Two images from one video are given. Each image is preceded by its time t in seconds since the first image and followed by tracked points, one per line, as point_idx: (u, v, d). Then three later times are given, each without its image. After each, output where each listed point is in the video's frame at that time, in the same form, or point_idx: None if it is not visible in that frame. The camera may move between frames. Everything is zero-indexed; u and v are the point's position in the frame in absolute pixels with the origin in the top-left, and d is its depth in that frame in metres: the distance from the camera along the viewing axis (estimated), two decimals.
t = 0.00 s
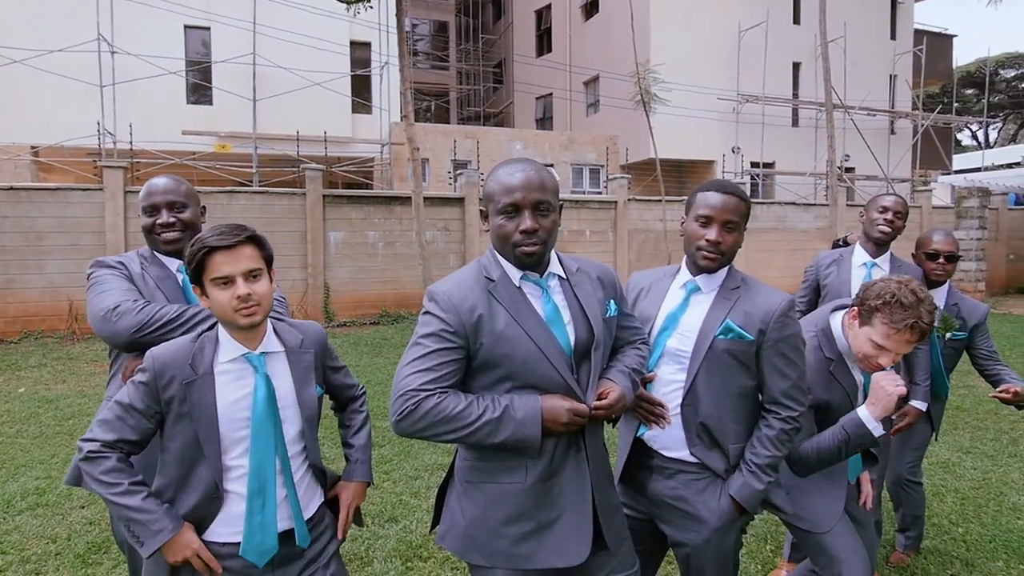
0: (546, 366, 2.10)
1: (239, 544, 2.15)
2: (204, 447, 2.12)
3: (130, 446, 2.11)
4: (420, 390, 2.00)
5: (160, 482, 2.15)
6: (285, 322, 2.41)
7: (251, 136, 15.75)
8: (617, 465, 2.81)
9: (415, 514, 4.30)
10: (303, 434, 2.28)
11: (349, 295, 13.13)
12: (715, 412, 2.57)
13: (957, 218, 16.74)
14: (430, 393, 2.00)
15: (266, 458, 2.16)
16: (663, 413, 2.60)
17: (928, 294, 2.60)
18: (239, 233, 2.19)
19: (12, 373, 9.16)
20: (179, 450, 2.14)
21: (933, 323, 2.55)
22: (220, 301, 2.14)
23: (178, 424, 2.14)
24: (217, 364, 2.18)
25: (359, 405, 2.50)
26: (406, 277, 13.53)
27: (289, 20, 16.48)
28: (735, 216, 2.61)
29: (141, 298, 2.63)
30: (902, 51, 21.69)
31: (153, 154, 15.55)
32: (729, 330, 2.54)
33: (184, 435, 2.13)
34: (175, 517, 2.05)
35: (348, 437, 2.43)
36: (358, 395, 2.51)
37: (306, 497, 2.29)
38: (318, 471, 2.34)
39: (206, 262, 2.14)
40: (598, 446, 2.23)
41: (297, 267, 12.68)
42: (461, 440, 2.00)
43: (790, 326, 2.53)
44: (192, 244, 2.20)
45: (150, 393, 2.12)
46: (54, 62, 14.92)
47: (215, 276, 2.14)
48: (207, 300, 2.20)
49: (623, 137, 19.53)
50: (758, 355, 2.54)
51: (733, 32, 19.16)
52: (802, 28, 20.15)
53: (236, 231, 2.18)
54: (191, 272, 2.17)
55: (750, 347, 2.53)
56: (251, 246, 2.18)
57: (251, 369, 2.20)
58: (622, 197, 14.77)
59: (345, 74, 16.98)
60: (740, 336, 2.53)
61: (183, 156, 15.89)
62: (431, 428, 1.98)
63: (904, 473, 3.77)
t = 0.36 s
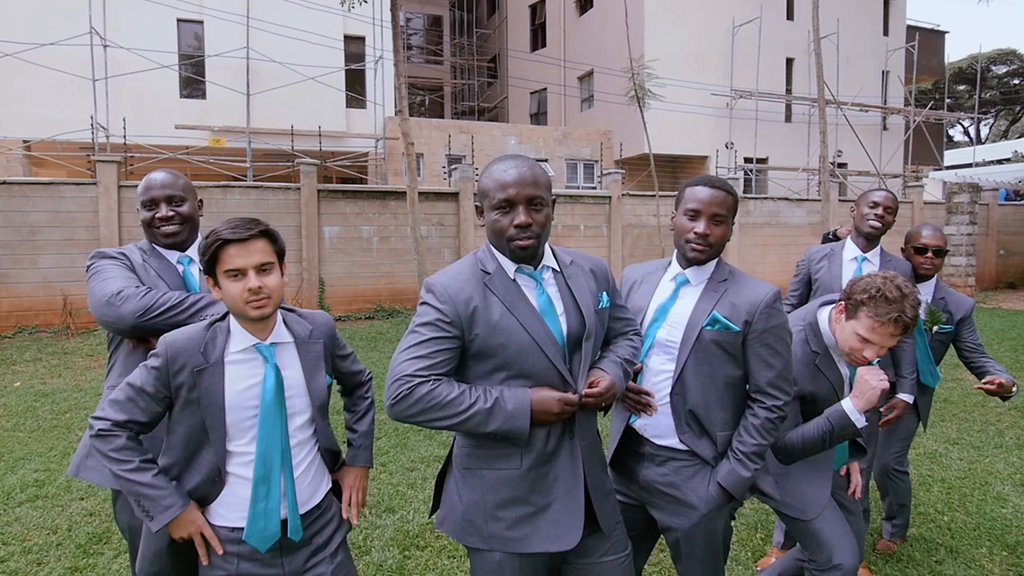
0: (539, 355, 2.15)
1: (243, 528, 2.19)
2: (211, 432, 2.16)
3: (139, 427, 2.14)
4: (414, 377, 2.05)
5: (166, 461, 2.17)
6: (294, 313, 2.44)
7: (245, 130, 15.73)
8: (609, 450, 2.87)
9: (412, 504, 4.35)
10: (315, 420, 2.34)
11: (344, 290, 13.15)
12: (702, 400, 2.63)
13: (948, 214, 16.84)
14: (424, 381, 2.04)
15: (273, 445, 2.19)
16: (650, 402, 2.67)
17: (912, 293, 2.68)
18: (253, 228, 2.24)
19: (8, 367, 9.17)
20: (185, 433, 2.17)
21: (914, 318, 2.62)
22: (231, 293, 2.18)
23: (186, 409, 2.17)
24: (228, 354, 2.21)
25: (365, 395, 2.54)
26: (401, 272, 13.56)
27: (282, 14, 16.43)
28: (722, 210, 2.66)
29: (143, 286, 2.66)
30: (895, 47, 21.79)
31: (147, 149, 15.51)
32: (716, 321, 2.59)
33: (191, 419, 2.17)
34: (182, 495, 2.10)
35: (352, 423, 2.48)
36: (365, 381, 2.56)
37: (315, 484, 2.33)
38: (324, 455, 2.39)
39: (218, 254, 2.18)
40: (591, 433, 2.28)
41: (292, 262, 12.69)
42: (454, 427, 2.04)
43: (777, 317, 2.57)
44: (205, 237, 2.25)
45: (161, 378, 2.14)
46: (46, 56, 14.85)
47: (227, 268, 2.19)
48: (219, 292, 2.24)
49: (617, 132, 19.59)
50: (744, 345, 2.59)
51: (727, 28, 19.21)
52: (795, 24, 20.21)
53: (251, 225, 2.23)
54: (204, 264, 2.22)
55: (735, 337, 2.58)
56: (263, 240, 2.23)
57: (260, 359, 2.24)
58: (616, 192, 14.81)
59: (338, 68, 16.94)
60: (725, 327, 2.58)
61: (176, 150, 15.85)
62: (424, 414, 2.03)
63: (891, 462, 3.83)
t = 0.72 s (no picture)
0: (536, 347, 2.20)
1: (258, 512, 2.22)
2: (226, 417, 2.21)
3: (159, 409, 2.19)
4: (416, 368, 2.09)
5: (183, 441, 2.23)
6: (310, 304, 2.48)
7: (241, 125, 15.72)
8: (605, 438, 2.93)
9: (411, 495, 4.40)
10: (328, 409, 2.38)
11: (341, 285, 13.17)
12: (695, 390, 2.69)
13: (941, 210, 16.94)
14: (426, 371, 2.09)
15: (288, 432, 2.24)
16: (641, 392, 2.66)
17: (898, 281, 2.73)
18: (274, 222, 2.28)
19: (6, 362, 9.18)
20: (201, 418, 2.22)
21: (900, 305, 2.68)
22: (249, 284, 2.22)
23: (202, 395, 2.22)
24: (245, 343, 2.26)
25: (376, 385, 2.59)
26: (397, 267, 13.60)
27: (278, 9, 16.40)
28: (713, 204, 2.71)
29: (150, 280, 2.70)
30: (890, 42, 21.87)
31: (143, 144, 15.48)
32: (706, 313, 2.64)
33: (206, 404, 2.22)
34: (200, 472, 2.16)
35: (361, 412, 2.52)
36: (377, 372, 2.60)
37: (327, 472, 2.37)
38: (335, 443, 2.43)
39: (238, 246, 2.23)
40: (587, 422, 2.33)
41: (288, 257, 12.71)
42: (454, 417, 2.08)
43: (766, 309, 2.61)
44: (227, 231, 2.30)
45: (181, 363, 2.19)
46: (41, 50, 14.80)
47: (247, 260, 2.23)
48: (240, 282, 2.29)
49: (613, 128, 19.66)
50: (734, 335, 2.64)
51: (723, 24, 19.25)
52: (790, 20, 20.26)
53: (272, 219, 2.27)
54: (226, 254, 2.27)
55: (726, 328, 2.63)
56: (283, 234, 2.27)
57: (275, 349, 2.28)
58: (612, 187, 14.86)
59: (334, 63, 16.94)
60: (716, 318, 2.63)
61: (172, 145, 15.83)
62: (424, 405, 2.07)
63: (881, 453, 3.89)
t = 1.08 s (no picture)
0: (534, 338, 2.25)
1: (278, 496, 2.27)
2: (245, 404, 2.27)
3: (184, 395, 2.26)
4: (422, 359, 2.14)
5: (206, 427, 2.29)
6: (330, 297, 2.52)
7: (236, 120, 15.70)
8: (602, 430, 2.97)
9: (410, 487, 4.45)
10: (344, 400, 2.41)
11: (338, 280, 13.19)
12: (688, 379, 2.74)
13: (935, 205, 17.00)
14: (431, 363, 2.13)
15: (306, 420, 2.28)
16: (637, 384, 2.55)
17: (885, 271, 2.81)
18: (300, 216, 2.32)
19: (3, 357, 9.19)
20: (222, 404, 2.28)
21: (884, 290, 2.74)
22: (272, 274, 2.27)
23: (225, 382, 2.28)
24: (266, 333, 2.30)
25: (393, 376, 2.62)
26: (394, 262, 13.61)
27: (272, 4, 16.38)
28: (705, 198, 2.75)
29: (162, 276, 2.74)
30: (884, 38, 21.93)
31: (138, 139, 15.46)
32: (699, 305, 2.70)
33: (228, 390, 2.28)
34: (221, 458, 2.23)
35: (376, 406, 2.54)
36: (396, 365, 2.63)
37: (342, 461, 2.40)
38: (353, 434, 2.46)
39: (264, 236, 2.27)
40: (584, 411, 2.38)
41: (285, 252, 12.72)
42: (459, 409, 2.12)
43: (756, 300, 2.66)
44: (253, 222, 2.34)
45: (205, 351, 2.26)
46: (35, 45, 14.77)
47: (271, 251, 2.28)
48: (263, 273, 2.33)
49: (609, 123, 19.70)
50: (726, 326, 2.69)
51: (719, 19, 19.28)
52: (785, 15, 20.31)
53: (299, 213, 2.31)
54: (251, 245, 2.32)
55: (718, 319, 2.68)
56: (309, 230, 2.31)
57: (295, 338, 2.32)
58: (608, 182, 14.89)
59: (330, 58, 16.93)
60: (708, 310, 2.69)
61: (168, 140, 15.81)
62: (429, 396, 2.11)
63: (871, 444, 3.95)
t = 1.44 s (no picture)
0: (533, 330, 2.30)
1: (300, 480, 2.31)
2: (267, 391, 2.31)
3: (208, 383, 2.31)
4: (429, 351, 2.18)
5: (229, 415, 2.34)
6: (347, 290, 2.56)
7: (232, 116, 15.69)
8: (600, 421, 3.01)
9: (409, 480, 4.49)
10: (360, 390, 2.45)
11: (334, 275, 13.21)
12: (683, 370, 2.79)
13: (929, 201, 17.08)
14: (438, 355, 2.17)
15: (324, 408, 2.32)
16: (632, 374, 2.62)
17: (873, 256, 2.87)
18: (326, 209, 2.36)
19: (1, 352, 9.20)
20: (245, 392, 2.33)
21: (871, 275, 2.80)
22: (297, 265, 2.31)
23: (247, 371, 2.32)
24: (288, 322, 2.34)
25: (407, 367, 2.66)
26: (390, 258, 13.63)
27: None
28: (699, 193, 2.80)
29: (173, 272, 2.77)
30: (879, 35, 22.01)
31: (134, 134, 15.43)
32: (693, 297, 2.74)
33: (251, 377, 2.32)
34: (243, 446, 2.27)
35: (393, 399, 2.59)
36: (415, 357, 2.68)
37: (358, 448, 2.43)
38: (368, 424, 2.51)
39: (290, 228, 2.31)
40: (583, 402, 2.43)
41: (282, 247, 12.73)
42: (461, 401, 2.17)
43: (750, 293, 2.71)
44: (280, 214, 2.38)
45: (229, 340, 2.30)
46: (30, 40, 14.72)
47: (296, 242, 2.32)
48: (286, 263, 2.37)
49: (605, 120, 19.72)
50: (719, 318, 2.74)
51: (715, 16, 19.32)
52: (780, 12, 20.36)
53: (325, 207, 2.35)
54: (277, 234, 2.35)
55: (711, 311, 2.73)
56: (334, 223, 2.35)
57: (315, 328, 2.36)
58: (604, 178, 14.93)
59: (326, 54, 16.92)
60: (702, 302, 2.73)
61: (165, 136, 15.79)
62: (435, 388, 2.16)
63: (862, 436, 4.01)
